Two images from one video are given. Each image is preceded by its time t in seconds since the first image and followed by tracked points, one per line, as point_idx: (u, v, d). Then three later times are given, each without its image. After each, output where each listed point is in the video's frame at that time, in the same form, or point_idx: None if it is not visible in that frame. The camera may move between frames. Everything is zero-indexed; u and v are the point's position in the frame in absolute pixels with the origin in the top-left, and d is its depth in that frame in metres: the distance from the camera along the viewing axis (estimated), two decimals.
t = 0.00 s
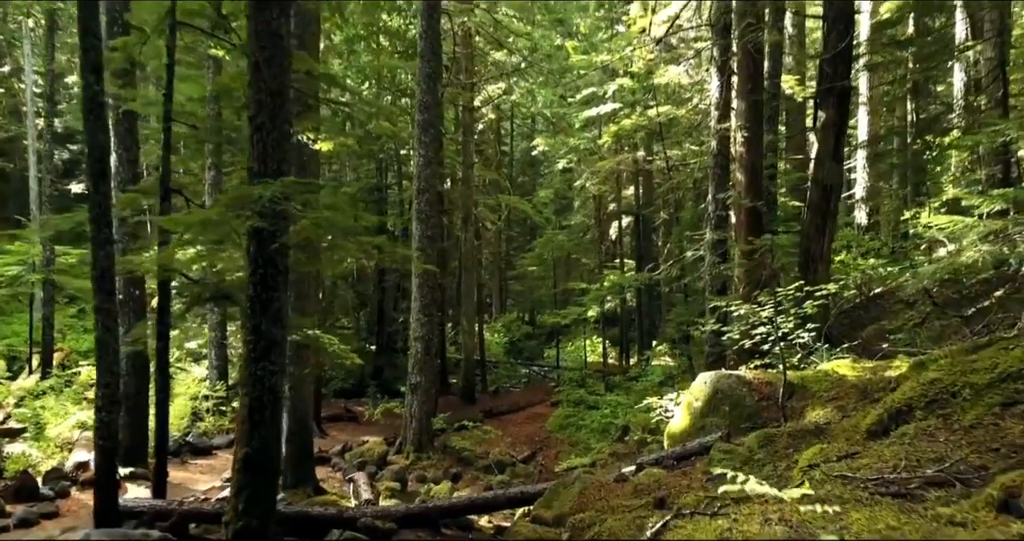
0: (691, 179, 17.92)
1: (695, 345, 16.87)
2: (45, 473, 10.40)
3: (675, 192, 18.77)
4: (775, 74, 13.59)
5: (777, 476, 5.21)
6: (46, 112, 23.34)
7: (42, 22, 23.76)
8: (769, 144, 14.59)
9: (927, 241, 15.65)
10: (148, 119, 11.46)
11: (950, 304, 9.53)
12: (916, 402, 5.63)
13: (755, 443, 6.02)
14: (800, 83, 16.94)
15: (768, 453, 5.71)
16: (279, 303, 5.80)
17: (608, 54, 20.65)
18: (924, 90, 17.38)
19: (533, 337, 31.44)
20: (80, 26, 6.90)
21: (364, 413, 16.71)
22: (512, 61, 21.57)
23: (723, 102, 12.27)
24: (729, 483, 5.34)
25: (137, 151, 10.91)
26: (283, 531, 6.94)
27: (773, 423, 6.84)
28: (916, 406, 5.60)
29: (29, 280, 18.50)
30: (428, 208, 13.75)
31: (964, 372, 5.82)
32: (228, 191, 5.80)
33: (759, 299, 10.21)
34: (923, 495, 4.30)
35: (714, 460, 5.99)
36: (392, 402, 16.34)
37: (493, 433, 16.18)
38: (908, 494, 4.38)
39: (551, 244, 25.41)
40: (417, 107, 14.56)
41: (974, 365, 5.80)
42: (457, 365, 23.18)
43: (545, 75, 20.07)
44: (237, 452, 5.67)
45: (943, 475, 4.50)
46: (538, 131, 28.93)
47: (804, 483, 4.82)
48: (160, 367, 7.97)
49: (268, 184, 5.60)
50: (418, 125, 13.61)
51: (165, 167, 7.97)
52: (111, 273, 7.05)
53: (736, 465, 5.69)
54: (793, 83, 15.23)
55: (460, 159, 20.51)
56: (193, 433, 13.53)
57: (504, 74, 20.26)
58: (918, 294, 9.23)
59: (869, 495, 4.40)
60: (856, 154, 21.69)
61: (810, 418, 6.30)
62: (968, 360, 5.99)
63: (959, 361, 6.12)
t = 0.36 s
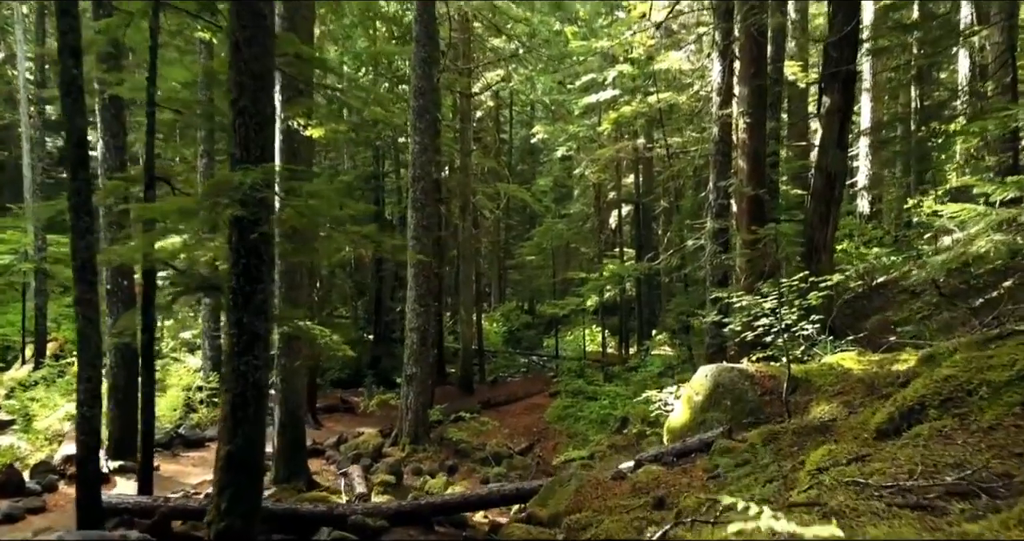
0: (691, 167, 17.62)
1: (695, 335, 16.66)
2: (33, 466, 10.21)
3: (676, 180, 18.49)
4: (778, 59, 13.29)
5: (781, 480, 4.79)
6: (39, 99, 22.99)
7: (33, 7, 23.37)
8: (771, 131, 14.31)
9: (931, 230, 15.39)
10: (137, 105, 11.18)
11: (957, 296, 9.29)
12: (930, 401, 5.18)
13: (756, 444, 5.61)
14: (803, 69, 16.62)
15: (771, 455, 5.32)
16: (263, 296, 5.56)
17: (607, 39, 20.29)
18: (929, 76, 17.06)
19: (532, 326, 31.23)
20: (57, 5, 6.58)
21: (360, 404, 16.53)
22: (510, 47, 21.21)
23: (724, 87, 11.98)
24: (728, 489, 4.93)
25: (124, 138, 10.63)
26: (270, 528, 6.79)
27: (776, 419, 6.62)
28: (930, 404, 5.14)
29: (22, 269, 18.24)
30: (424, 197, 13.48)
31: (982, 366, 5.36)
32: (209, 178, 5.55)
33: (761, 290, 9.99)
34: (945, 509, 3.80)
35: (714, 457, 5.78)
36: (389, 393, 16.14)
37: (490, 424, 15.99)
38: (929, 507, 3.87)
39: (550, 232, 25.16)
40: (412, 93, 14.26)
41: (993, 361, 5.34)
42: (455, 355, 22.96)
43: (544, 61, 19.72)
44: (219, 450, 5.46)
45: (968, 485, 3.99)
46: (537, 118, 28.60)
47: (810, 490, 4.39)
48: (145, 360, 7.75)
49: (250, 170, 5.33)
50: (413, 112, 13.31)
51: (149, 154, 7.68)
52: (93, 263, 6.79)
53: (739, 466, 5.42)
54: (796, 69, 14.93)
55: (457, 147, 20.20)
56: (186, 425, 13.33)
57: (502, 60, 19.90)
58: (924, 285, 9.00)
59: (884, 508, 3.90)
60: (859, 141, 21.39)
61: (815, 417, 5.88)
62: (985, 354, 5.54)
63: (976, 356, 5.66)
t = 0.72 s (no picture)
0: (693, 153, 17.26)
1: (695, 324, 16.39)
2: (18, 460, 9.99)
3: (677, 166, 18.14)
4: (782, 42, 12.93)
5: (788, 484, 4.52)
6: (29, 84, 22.56)
7: None
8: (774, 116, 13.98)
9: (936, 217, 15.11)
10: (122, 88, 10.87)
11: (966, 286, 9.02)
12: (946, 401, 4.91)
13: (760, 443, 5.34)
14: (807, 53, 16.23)
15: (775, 456, 5.05)
16: (243, 287, 5.29)
17: (607, 23, 19.88)
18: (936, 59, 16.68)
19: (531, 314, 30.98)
20: None
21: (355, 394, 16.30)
22: (508, 31, 20.79)
23: (727, 70, 11.66)
24: (730, 492, 4.67)
25: (109, 123, 10.30)
26: (257, 525, 6.72)
27: (780, 414, 6.38)
28: (947, 404, 4.87)
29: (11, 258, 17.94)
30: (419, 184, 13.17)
31: (1002, 365, 5.08)
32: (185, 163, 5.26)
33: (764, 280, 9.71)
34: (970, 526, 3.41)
35: (715, 455, 5.53)
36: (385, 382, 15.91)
37: (487, 414, 15.77)
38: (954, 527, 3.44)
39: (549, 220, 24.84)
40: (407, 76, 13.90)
41: (1013, 359, 5.07)
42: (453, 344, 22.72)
43: (543, 45, 19.32)
44: (198, 450, 5.23)
45: (997, 503, 3.61)
46: (536, 104, 28.20)
47: (820, 497, 4.11)
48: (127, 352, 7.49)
49: (227, 154, 5.04)
50: (408, 96, 12.97)
51: (130, 138, 7.37)
52: (69, 252, 6.50)
53: (742, 466, 5.17)
54: (800, 53, 14.55)
55: (455, 133, 19.86)
56: (177, 416, 13.10)
57: (499, 44, 19.50)
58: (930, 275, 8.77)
59: (901, 523, 3.54)
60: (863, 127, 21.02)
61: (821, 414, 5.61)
62: (1004, 352, 5.26)
63: (996, 354, 5.37)
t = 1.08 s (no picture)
0: (694, 139, 16.91)
1: (696, 313, 16.12)
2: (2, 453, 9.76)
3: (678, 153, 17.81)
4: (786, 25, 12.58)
5: (796, 491, 4.27)
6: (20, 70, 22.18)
7: None
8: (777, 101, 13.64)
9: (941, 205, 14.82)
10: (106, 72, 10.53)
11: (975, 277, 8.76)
12: (965, 402, 4.64)
13: (765, 443, 5.08)
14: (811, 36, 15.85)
15: (781, 458, 4.80)
16: (221, 278, 5.03)
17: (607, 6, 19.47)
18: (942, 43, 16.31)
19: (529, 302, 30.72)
20: None
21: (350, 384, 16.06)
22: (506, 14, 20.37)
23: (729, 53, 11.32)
24: (734, 497, 4.43)
25: (93, 108, 9.99)
26: (243, 523, 6.49)
27: (784, 410, 6.14)
28: (966, 407, 4.61)
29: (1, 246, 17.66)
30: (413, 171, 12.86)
31: None
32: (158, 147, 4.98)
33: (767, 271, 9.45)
34: None
35: (717, 455, 5.28)
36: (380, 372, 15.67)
37: (484, 405, 15.54)
38: None
39: (548, 207, 24.50)
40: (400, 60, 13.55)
41: None
42: (450, 332, 22.48)
43: (541, 29, 18.91)
44: (174, 449, 4.99)
45: None
46: (535, 90, 27.80)
47: (832, 509, 3.85)
48: (108, 344, 7.24)
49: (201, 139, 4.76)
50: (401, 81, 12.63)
51: (108, 123, 7.07)
52: (43, 241, 6.21)
53: (745, 468, 4.93)
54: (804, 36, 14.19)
55: (452, 119, 19.50)
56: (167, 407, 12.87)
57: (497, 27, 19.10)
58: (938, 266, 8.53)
59: None
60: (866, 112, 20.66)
61: (829, 412, 5.36)
62: None
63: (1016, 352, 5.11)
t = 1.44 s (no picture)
0: (694, 127, 16.61)
1: (696, 304, 15.88)
2: None
3: (678, 141, 17.50)
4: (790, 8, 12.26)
5: (805, 498, 4.05)
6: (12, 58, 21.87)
7: None
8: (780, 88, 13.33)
9: (947, 193, 14.54)
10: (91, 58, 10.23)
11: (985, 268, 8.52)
12: (984, 405, 4.40)
13: (770, 443, 4.86)
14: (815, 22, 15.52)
15: (786, 461, 4.58)
16: (199, 272, 4.79)
17: None
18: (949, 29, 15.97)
19: (528, 291, 30.47)
20: None
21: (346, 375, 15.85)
22: None
23: (732, 38, 11.02)
24: (737, 501, 4.22)
25: (77, 94, 9.72)
26: (229, 523, 6.29)
27: (788, 407, 5.93)
28: (986, 409, 4.35)
29: None
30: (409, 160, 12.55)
31: None
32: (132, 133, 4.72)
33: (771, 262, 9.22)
34: None
35: (719, 454, 5.07)
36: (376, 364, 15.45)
37: (482, 397, 15.34)
38: None
39: (547, 196, 24.22)
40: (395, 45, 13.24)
41: None
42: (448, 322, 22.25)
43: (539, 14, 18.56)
44: (151, 450, 4.78)
45: None
46: (534, 77, 27.43)
47: (845, 523, 3.63)
48: (91, 338, 7.00)
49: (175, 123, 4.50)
50: (395, 67, 12.32)
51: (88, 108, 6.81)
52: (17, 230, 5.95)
53: (748, 469, 4.73)
54: (808, 21, 13.89)
55: (449, 106, 19.17)
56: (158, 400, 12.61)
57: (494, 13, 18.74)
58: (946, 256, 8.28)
59: None
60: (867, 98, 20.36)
61: (837, 411, 5.12)
62: None
63: None
